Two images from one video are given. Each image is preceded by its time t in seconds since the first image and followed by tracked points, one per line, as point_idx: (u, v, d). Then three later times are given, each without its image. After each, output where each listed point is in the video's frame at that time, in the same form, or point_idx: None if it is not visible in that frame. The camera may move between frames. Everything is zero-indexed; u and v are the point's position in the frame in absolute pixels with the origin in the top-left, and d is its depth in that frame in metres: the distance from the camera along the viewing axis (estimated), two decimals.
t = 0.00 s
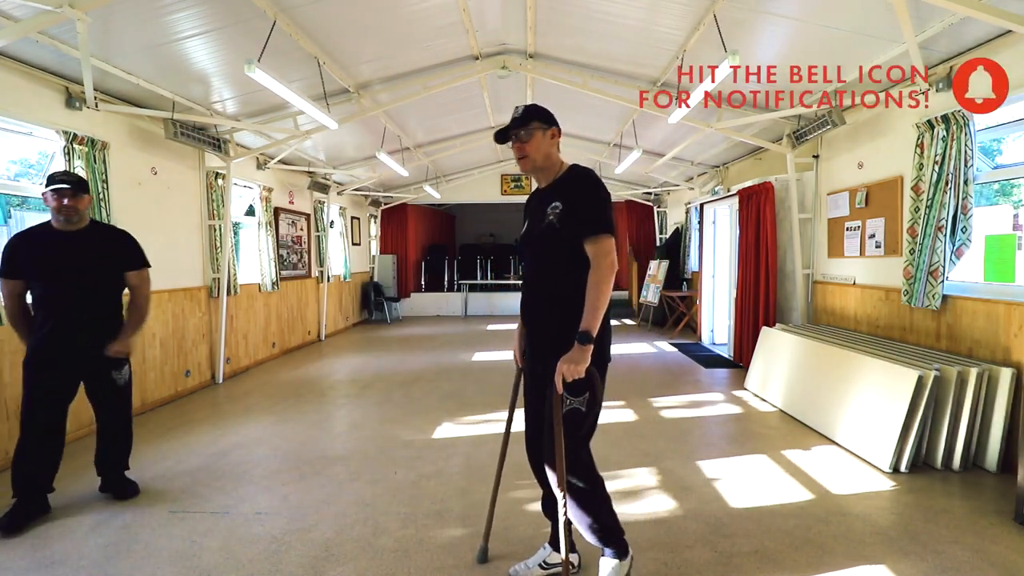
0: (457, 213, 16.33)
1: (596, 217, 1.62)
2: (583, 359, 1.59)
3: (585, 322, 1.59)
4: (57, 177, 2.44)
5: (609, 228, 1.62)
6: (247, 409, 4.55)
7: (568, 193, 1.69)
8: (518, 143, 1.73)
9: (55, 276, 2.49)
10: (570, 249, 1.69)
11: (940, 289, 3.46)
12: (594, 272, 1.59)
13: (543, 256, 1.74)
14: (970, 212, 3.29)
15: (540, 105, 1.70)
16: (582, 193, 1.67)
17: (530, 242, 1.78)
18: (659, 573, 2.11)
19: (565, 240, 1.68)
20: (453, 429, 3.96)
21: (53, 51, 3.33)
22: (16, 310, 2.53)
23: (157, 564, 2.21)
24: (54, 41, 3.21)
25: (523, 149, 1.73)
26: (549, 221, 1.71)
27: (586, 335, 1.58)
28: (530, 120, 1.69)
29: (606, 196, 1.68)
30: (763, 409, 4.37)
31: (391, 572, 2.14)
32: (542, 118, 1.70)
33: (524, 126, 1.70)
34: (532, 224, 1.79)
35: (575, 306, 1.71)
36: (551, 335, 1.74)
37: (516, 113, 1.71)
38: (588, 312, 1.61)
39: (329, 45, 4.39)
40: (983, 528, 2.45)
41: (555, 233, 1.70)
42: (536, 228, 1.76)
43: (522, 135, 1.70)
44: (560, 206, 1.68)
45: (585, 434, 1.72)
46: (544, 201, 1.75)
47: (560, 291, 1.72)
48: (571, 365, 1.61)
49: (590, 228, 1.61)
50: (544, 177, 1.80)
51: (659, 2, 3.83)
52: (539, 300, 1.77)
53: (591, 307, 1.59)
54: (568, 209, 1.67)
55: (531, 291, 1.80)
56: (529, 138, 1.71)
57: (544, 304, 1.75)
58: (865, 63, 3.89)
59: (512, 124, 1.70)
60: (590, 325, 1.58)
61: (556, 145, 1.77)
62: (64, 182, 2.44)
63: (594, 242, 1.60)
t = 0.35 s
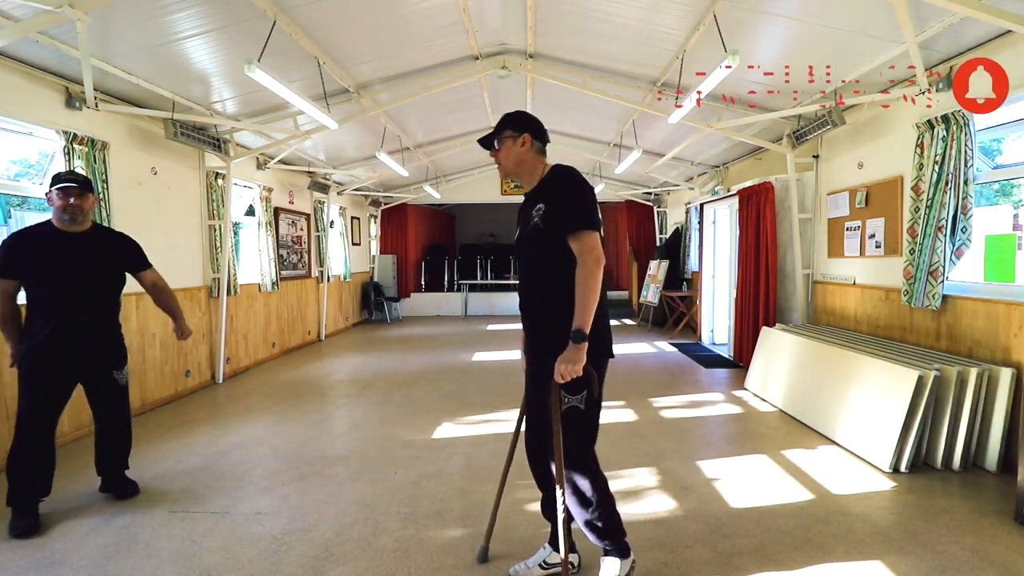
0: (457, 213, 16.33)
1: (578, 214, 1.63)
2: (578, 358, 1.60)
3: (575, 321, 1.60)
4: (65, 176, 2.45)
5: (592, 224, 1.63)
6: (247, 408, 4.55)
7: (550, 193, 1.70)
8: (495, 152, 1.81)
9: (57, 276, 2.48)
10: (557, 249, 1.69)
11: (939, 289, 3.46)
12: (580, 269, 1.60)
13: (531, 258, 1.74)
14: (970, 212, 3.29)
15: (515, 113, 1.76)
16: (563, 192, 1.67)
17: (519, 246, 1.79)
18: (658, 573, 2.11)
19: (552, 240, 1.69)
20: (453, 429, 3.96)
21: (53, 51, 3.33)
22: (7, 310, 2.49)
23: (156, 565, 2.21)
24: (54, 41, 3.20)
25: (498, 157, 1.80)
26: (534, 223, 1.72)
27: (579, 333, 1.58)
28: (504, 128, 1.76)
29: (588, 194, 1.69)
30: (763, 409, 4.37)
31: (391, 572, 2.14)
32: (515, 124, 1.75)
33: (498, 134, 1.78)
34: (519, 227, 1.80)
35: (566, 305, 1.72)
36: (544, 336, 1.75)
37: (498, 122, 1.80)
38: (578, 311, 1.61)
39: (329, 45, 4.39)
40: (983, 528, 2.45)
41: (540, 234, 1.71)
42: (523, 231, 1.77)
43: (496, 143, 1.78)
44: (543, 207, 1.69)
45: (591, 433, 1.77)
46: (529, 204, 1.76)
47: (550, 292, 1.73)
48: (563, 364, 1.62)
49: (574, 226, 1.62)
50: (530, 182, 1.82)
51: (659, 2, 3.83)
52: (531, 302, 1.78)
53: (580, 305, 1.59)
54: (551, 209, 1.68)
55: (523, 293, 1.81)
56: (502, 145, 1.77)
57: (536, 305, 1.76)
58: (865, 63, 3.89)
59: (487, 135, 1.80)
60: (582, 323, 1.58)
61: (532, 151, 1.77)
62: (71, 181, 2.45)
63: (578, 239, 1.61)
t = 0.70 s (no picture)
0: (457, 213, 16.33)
1: (573, 216, 1.61)
2: (576, 359, 1.60)
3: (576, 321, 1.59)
4: (62, 183, 2.38)
5: (589, 225, 1.61)
6: (247, 408, 4.55)
7: (545, 198, 1.69)
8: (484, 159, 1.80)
9: (54, 276, 2.43)
10: (557, 252, 1.68)
11: (940, 289, 3.46)
12: (579, 272, 1.59)
13: (534, 264, 1.74)
14: (970, 212, 3.30)
15: (505, 121, 1.75)
16: (556, 195, 1.66)
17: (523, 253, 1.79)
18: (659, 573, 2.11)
19: (552, 244, 1.68)
20: (453, 429, 3.95)
21: (53, 51, 3.33)
22: None
23: (155, 565, 2.21)
24: (54, 41, 3.20)
25: (487, 164, 1.80)
26: (532, 229, 1.71)
27: (577, 334, 1.58)
28: (492, 135, 1.75)
29: (583, 193, 1.67)
30: (763, 409, 4.37)
31: (391, 572, 2.14)
32: (504, 132, 1.74)
33: (487, 142, 1.76)
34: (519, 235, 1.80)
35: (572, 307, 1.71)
36: (560, 338, 1.74)
37: (487, 131, 1.79)
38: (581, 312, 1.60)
39: (329, 45, 4.39)
40: (983, 528, 2.45)
41: (539, 240, 1.70)
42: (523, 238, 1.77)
43: (484, 150, 1.77)
44: (538, 212, 1.69)
45: (631, 433, 1.75)
46: (524, 210, 1.75)
47: (559, 295, 1.72)
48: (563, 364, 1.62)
49: (569, 228, 1.61)
50: (523, 188, 1.82)
51: (659, 2, 3.83)
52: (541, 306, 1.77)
53: (580, 307, 1.58)
54: (546, 214, 1.67)
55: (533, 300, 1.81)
56: (490, 153, 1.76)
57: (548, 309, 1.75)
58: (865, 63, 3.89)
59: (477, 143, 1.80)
60: (581, 326, 1.58)
61: (523, 157, 1.75)
62: (70, 190, 2.40)
63: (575, 241, 1.60)
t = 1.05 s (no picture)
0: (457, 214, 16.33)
1: (622, 220, 1.60)
2: (597, 362, 1.59)
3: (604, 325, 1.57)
4: (89, 172, 2.21)
5: (636, 231, 1.59)
6: (247, 408, 4.55)
7: (593, 199, 1.68)
8: (529, 154, 1.78)
9: (70, 268, 2.25)
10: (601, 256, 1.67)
11: (940, 289, 3.46)
12: (622, 279, 1.57)
13: (577, 264, 1.73)
14: (970, 212, 3.30)
15: (552, 115, 1.73)
16: (606, 198, 1.65)
17: (563, 252, 1.77)
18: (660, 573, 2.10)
19: (598, 247, 1.67)
20: (453, 429, 3.95)
21: (53, 51, 3.33)
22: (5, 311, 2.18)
23: (154, 565, 2.20)
24: (54, 41, 3.20)
25: (533, 160, 1.77)
26: (577, 229, 1.70)
27: (604, 338, 1.55)
28: (541, 130, 1.74)
29: (633, 200, 1.66)
30: (762, 409, 4.37)
31: (391, 572, 2.14)
32: (552, 128, 1.72)
33: (535, 136, 1.74)
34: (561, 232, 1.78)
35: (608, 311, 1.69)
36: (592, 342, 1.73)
37: (535, 124, 1.77)
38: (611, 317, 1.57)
39: (329, 45, 4.39)
40: (983, 528, 2.45)
41: (584, 239, 1.69)
42: (565, 236, 1.76)
43: (532, 145, 1.75)
44: (585, 213, 1.67)
45: (665, 441, 1.75)
46: (569, 209, 1.74)
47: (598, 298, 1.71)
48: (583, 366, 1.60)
49: (616, 232, 1.59)
50: (566, 186, 1.81)
51: (659, 2, 3.83)
52: (578, 306, 1.76)
53: (613, 312, 1.56)
54: (594, 215, 1.66)
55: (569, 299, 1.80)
56: (537, 148, 1.75)
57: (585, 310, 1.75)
58: (865, 63, 3.88)
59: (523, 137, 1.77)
60: (610, 330, 1.55)
61: (570, 155, 1.75)
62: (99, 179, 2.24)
63: (621, 247, 1.58)
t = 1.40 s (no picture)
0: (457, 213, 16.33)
1: (672, 222, 1.54)
2: (625, 366, 1.53)
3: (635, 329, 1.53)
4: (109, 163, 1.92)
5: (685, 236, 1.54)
6: (247, 409, 4.55)
7: (649, 194, 1.63)
8: (585, 146, 1.73)
9: (92, 273, 1.91)
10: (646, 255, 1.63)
11: (940, 289, 3.46)
12: (659, 283, 1.52)
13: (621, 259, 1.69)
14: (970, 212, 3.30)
15: (610, 105, 1.68)
16: (663, 196, 1.60)
17: (609, 245, 1.73)
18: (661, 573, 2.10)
19: (644, 245, 1.63)
20: (452, 429, 3.95)
21: (53, 51, 3.33)
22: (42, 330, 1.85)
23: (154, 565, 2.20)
24: (54, 41, 3.20)
25: (588, 152, 1.72)
26: (627, 224, 1.65)
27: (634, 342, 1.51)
28: (597, 121, 1.68)
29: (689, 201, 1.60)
30: (762, 409, 4.37)
31: (391, 572, 2.14)
32: (610, 119, 1.67)
33: (592, 127, 1.69)
34: (610, 224, 1.74)
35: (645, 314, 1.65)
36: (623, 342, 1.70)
37: (592, 115, 1.72)
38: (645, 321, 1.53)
39: (329, 45, 4.39)
40: (984, 528, 2.45)
41: (635, 236, 1.65)
42: (613, 228, 1.71)
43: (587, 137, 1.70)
44: (639, 208, 1.63)
45: (684, 447, 1.72)
46: (622, 202, 1.70)
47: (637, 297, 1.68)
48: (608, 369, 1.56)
49: (667, 234, 1.54)
50: (621, 181, 1.75)
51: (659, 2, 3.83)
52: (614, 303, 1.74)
53: (646, 316, 1.51)
54: (648, 212, 1.61)
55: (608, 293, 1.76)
56: (593, 140, 1.69)
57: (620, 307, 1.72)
58: (865, 63, 3.88)
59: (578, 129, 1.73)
60: (640, 334, 1.51)
61: (628, 147, 1.68)
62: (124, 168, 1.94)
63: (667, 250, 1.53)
